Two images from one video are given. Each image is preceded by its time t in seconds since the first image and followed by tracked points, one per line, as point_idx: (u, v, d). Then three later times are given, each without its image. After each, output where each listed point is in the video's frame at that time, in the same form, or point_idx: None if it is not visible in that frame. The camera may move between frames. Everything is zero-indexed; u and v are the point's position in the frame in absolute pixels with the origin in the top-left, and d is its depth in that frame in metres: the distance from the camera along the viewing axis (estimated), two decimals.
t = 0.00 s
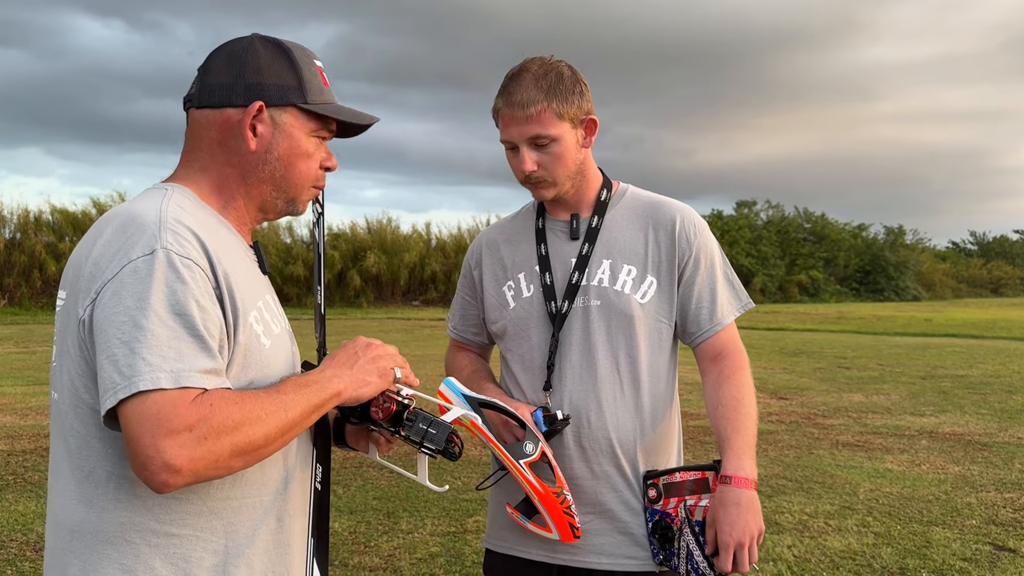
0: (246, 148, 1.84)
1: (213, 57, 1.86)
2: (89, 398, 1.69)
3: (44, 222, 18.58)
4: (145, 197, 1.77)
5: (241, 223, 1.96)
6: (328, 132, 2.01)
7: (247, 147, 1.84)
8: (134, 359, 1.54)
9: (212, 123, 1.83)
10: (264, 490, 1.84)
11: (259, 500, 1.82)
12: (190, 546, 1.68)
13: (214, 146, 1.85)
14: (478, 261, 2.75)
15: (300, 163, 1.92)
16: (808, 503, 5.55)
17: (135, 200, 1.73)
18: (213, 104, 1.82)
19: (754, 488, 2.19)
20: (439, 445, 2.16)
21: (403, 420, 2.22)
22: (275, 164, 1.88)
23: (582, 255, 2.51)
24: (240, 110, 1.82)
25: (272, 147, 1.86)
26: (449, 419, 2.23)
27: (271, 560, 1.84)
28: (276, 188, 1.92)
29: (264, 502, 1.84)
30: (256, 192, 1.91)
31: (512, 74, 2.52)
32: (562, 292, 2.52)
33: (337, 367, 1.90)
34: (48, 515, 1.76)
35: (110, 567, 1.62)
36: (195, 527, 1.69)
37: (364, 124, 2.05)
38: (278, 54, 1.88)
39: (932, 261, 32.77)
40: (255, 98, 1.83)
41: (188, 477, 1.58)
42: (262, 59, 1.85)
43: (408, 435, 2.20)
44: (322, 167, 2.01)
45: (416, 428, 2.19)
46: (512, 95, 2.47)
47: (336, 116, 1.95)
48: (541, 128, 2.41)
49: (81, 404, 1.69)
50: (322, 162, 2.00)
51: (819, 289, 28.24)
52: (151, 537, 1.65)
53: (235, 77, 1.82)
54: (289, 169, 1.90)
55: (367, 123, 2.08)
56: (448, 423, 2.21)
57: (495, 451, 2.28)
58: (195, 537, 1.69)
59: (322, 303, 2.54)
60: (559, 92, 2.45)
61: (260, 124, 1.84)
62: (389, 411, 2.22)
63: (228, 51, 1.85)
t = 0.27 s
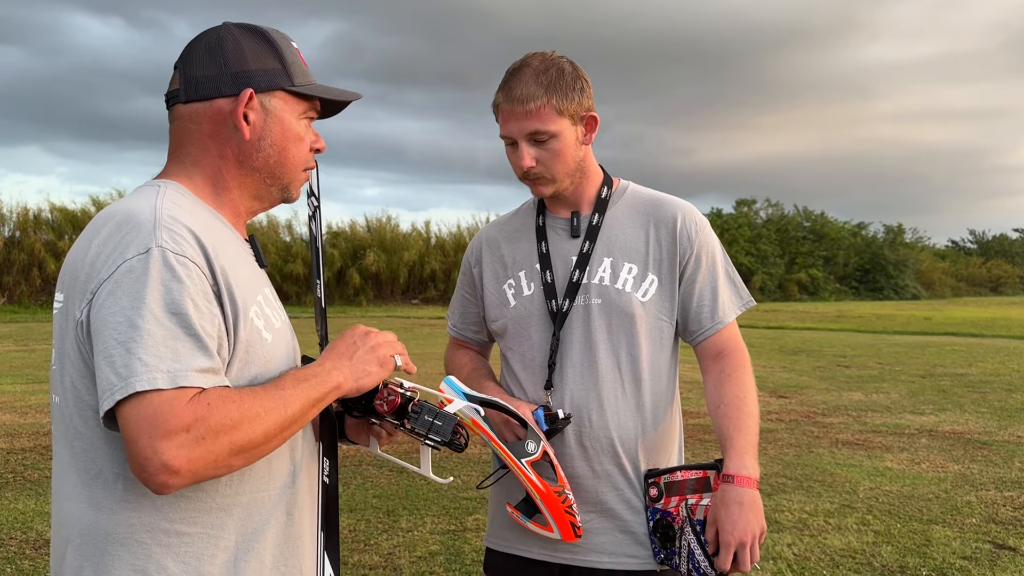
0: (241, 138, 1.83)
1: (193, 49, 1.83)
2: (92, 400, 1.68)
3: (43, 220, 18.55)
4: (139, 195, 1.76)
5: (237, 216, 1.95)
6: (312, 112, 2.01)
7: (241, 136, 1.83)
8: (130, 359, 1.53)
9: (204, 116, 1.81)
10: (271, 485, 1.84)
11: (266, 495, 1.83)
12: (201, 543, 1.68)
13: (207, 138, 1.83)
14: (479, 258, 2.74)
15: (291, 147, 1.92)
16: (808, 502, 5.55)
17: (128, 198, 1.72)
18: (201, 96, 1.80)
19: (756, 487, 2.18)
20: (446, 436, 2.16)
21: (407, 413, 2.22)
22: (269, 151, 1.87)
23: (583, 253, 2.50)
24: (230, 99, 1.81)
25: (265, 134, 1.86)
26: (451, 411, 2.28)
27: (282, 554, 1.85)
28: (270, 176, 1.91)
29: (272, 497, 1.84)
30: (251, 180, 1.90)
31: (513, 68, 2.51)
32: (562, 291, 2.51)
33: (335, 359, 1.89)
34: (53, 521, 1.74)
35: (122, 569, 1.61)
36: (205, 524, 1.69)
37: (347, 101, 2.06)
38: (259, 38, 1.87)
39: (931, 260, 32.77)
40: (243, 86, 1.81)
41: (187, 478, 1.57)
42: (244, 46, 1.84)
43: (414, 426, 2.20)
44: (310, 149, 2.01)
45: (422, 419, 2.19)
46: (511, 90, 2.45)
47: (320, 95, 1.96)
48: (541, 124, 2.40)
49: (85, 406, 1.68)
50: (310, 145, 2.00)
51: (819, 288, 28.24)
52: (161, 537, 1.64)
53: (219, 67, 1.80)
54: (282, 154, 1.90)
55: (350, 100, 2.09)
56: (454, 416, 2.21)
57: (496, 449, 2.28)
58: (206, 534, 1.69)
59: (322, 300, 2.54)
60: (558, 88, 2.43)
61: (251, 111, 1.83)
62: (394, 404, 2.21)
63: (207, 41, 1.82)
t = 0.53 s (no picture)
0: (242, 136, 1.83)
1: (194, 44, 1.81)
2: (97, 402, 1.67)
3: (43, 218, 18.55)
4: (136, 194, 1.74)
5: (235, 214, 1.95)
6: (311, 110, 2.01)
7: (242, 134, 1.83)
8: (144, 361, 1.53)
9: (204, 112, 1.80)
10: (275, 483, 1.84)
11: (270, 494, 1.83)
12: (207, 543, 1.69)
13: (207, 135, 1.82)
14: (478, 255, 2.74)
15: (291, 145, 1.92)
16: (807, 500, 5.55)
17: (127, 198, 1.70)
18: (203, 93, 1.79)
19: (755, 488, 2.17)
20: (447, 434, 2.18)
21: (407, 411, 2.23)
22: (269, 149, 1.87)
23: (582, 251, 2.50)
24: (231, 96, 1.80)
25: (266, 132, 1.85)
26: (450, 409, 2.29)
27: (287, 552, 1.85)
28: (270, 174, 1.91)
29: (275, 496, 1.84)
30: (251, 178, 1.90)
31: (515, 63, 2.50)
32: (561, 289, 2.51)
33: (329, 327, 1.88)
34: (53, 520, 1.74)
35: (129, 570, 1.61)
36: (211, 524, 1.69)
37: (347, 100, 2.06)
38: (260, 36, 1.86)
39: (931, 258, 32.77)
40: (246, 84, 1.81)
41: (212, 473, 1.60)
42: (246, 42, 1.83)
43: (414, 424, 2.21)
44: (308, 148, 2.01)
45: (422, 417, 2.20)
46: (512, 85, 2.45)
47: (320, 94, 1.96)
48: (540, 120, 2.40)
49: (90, 409, 1.67)
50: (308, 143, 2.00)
51: (819, 287, 28.23)
52: (168, 537, 1.64)
53: (221, 63, 1.79)
54: (282, 153, 1.90)
55: (349, 98, 2.09)
56: (455, 415, 2.23)
57: (493, 447, 2.28)
58: (212, 534, 1.69)
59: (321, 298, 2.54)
60: (559, 84, 2.43)
61: (252, 109, 1.83)
62: (395, 402, 2.22)
63: (209, 37, 1.81)
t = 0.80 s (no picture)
0: (246, 138, 1.82)
1: (202, 43, 1.79)
2: (102, 400, 1.66)
3: (43, 216, 18.53)
4: (137, 189, 1.72)
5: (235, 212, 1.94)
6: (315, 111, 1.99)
7: (247, 136, 1.82)
8: (163, 359, 1.53)
9: (210, 113, 1.79)
10: (276, 480, 1.84)
11: (271, 491, 1.82)
12: (210, 540, 1.68)
13: (212, 135, 1.81)
14: (476, 251, 2.73)
15: (296, 147, 1.91)
16: (807, 497, 5.55)
17: (130, 193, 1.68)
18: (211, 95, 1.78)
19: (753, 487, 2.17)
20: (444, 433, 2.17)
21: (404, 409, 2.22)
22: (274, 151, 1.87)
23: (580, 247, 2.49)
24: (239, 100, 1.79)
25: (272, 135, 1.85)
26: (445, 407, 2.25)
27: (287, 549, 1.85)
28: (274, 176, 1.91)
29: (277, 492, 1.84)
30: (253, 179, 1.89)
31: (518, 54, 2.51)
32: (559, 285, 2.50)
33: (344, 328, 1.92)
34: (53, 517, 1.73)
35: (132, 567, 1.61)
36: (213, 521, 1.69)
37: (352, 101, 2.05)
38: (269, 36, 1.84)
39: (931, 256, 32.77)
40: (254, 88, 1.80)
41: (241, 467, 1.61)
42: (255, 44, 1.81)
43: (411, 423, 2.20)
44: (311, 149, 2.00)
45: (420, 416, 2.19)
46: (514, 74, 2.46)
47: (326, 98, 1.94)
48: (539, 110, 2.40)
49: (94, 407, 1.66)
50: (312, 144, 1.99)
51: (818, 285, 28.23)
52: (170, 535, 1.64)
53: (230, 66, 1.77)
54: (287, 155, 1.89)
55: (354, 100, 2.08)
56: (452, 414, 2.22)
57: (488, 445, 2.27)
58: (214, 531, 1.69)
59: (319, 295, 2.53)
60: (560, 75, 2.44)
61: (260, 112, 1.82)
62: (393, 400, 2.22)
63: (217, 37, 1.79)
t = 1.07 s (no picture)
0: (248, 134, 1.81)
1: (203, 38, 1.78)
2: (112, 399, 1.64)
3: (42, 213, 18.50)
4: (144, 187, 1.70)
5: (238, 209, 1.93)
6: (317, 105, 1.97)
7: (249, 132, 1.81)
8: (191, 359, 1.53)
9: (212, 109, 1.78)
10: (281, 479, 1.84)
11: (276, 489, 1.82)
12: (217, 539, 1.68)
13: (214, 132, 1.80)
14: (475, 248, 2.73)
15: (299, 143, 1.90)
16: (807, 495, 5.55)
17: (139, 191, 1.66)
18: (212, 91, 1.77)
19: (748, 487, 2.16)
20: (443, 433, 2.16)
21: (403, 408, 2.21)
22: (277, 148, 1.86)
23: (578, 244, 2.48)
24: (240, 95, 1.78)
25: (274, 131, 1.84)
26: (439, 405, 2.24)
27: (291, 548, 1.85)
28: (276, 172, 1.90)
29: (281, 491, 1.84)
30: (256, 176, 1.88)
31: (523, 47, 2.50)
32: (556, 282, 2.49)
33: (365, 301, 1.86)
34: (56, 515, 1.71)
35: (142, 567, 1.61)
36: (220, 521, 1.69)
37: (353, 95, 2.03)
38: (270, 30, 1.83)
39: (930, 255, 32.77)
40: (255, 84, 1.79)
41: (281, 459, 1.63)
42: (256, 39, 1.80)
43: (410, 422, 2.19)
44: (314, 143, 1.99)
45: (418, 416, 2.18)
46: (517, 67, 2.47)
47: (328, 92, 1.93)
48: (539, 105, 2.39)
49: (104, 407, 1.65)
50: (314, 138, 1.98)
51: (818, 283, 28.24)
52: (178, 534, 1.64)
53: (230, 62, 1.76)
54: (290, 151, 1.88)
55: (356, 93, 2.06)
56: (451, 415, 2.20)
57: (483, 442, 2.26)
58: (221, 530, 1.69)
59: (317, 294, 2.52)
60: (563, 70, 2.43)
61: (262, 107, 1.81)
62: (393, 399, 2.20)
63: (218, 32, 1.78)
